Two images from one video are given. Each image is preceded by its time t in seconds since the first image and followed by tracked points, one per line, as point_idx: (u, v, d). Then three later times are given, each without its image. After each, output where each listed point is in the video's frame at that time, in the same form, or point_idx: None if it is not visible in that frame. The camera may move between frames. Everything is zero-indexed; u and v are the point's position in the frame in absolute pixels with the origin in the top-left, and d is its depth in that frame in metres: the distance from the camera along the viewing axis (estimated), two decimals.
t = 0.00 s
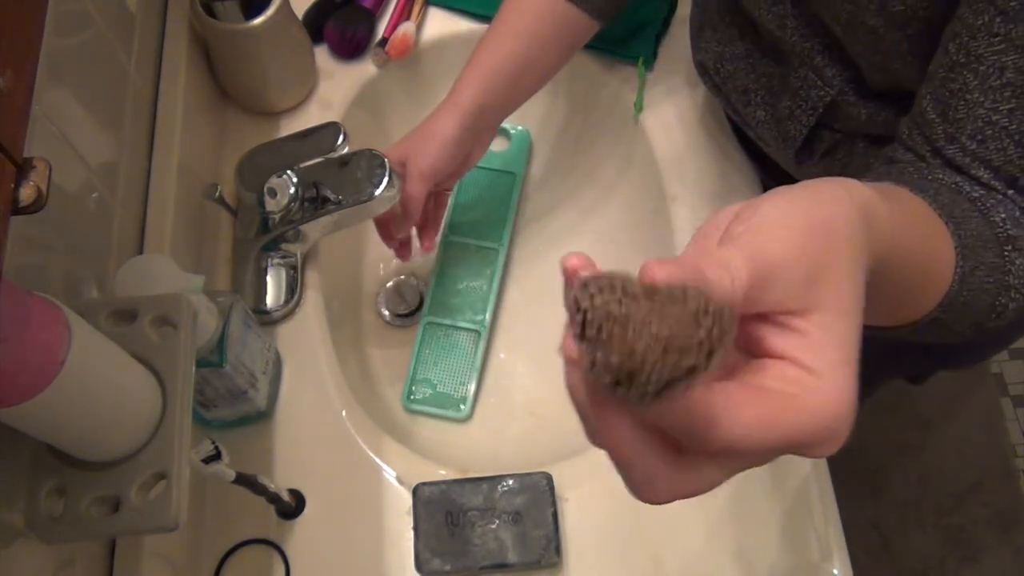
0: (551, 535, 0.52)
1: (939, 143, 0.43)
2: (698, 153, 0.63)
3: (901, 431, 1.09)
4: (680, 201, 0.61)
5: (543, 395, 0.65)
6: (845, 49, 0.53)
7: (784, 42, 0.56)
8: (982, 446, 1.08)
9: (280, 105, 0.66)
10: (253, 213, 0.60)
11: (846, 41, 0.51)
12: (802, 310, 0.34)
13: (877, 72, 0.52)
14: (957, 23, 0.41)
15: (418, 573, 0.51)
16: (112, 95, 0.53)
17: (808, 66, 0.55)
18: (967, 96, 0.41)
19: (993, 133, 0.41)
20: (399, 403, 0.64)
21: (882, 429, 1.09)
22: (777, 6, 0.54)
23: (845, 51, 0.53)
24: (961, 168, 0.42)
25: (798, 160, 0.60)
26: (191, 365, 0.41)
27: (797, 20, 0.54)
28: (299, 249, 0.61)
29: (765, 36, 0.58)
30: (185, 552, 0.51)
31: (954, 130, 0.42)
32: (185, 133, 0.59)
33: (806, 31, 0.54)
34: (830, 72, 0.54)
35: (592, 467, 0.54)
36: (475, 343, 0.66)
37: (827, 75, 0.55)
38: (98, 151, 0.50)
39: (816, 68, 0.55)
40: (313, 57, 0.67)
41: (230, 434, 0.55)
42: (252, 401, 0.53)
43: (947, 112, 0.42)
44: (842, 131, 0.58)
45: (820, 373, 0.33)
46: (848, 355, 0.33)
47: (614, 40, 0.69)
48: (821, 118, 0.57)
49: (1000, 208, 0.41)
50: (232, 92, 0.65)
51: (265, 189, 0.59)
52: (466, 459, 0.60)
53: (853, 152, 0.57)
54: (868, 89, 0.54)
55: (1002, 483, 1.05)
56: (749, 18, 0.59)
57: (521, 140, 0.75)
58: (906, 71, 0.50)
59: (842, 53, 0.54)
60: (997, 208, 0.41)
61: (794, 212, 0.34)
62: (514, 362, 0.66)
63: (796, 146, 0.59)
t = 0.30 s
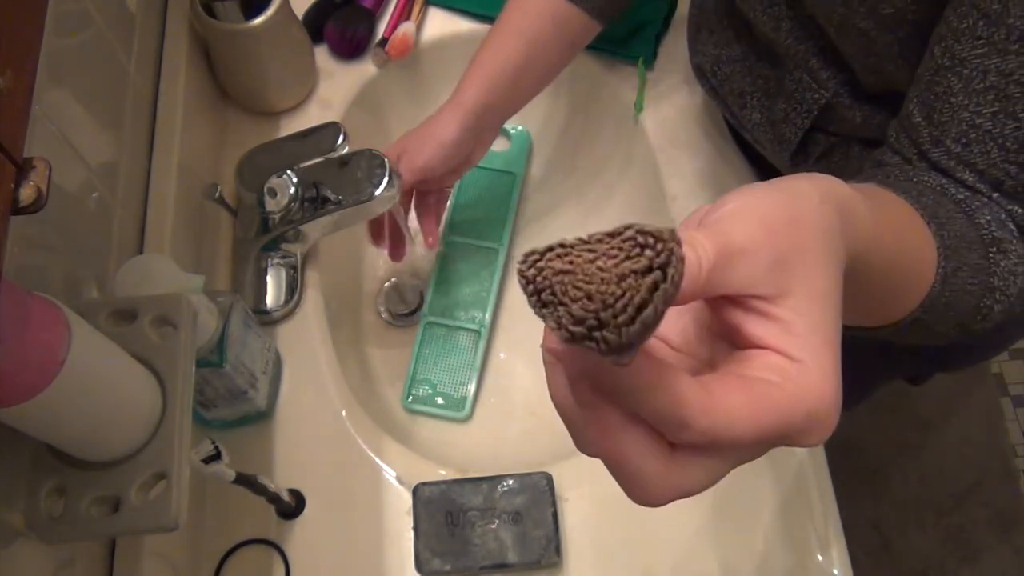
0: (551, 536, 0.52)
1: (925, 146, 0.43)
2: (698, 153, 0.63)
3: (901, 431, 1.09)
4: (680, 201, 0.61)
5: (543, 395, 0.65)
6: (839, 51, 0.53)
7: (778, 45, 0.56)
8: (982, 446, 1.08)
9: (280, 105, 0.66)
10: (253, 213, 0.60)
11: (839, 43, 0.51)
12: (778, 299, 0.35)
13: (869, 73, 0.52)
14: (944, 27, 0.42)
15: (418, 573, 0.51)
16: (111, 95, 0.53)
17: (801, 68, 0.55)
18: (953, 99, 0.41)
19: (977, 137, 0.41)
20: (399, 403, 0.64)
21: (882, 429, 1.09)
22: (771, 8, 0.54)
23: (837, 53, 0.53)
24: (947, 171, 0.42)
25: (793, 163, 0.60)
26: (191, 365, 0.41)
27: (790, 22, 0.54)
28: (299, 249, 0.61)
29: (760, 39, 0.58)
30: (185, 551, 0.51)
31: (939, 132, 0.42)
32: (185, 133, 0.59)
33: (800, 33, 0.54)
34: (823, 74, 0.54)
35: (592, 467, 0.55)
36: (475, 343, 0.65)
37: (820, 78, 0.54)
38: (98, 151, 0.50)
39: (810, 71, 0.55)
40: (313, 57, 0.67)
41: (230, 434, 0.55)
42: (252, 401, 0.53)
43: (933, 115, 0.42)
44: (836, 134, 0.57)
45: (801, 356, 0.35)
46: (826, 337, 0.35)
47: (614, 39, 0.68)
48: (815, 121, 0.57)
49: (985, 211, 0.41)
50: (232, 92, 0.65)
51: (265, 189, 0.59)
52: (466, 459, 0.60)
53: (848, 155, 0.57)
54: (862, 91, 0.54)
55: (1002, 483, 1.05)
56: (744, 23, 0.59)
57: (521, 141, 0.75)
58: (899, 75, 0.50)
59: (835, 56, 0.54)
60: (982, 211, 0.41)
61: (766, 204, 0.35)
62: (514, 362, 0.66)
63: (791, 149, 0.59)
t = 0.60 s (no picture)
0: (551, 536, 0.52)
1: (967, 142, 0.43)
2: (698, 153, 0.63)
3: (901, 431, 1.09)
4: (679, 201, 0.61)
5: (543, 395, 0.65)
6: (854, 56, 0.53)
7: (788, 52, 0.56)
8: (982, 446, 1.08)
9: (280, 105, 0.66)
10: (253, 212, 0.60)
11: (854, 48, 0.52)
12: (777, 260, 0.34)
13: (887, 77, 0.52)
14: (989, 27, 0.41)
15: (418, 573, 0.51)
16: (112, 95, 0.53)
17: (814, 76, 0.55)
18: (998, 98, 0.41)
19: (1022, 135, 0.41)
20: (398, 403, 0.63)
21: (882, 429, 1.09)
22: (783, 14, 0.54)
23: (854, 59, 0.54)
24: (987, 169, 0.42)
25: (806, 170, 0.60)
26: (191, 365, 0.41)
27: (804, 30, 0.54)
28: (299, 249, 0.61)
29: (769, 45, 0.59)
30: (185, 550, 0.51)
31: (982, 131, 0.42)
32: (185, 133, 0.59)
33: (812, 40, 0.54)
34: (835, 82, 0.55)
35: (592, 467, 0.55)
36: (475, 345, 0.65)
37: (833, 85, 0.55)
38: (98, 150, 0.51)
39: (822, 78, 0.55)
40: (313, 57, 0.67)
41: (230, 434, 0.55)
42: (252, 401, 0.53)
43: (976, 113, 0.42)
44: (849, 140, 0.58)
45: (798, 303, 0.33)
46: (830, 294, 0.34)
47: (614, 39, 0.68)
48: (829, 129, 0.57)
49: (1018, 208, 0.41)
50: (233, 93, 0.65)
51: (265, 189, 0.59)
52: (466, 459, 0.60)
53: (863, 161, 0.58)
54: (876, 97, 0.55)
55: (1001, 483, 1.05)
56: (756, 29, 0.59)
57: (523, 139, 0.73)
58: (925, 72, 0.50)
59: (851, 62, 0.54)
60: (1015, 208, 0.41)
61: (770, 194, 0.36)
62: (514, 362, 0.66)
63: (805, 156, 0.59)
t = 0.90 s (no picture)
0: (551, 536, 0.52)
1: None
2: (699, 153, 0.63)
3: (902, 431, 1.09)
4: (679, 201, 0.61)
5: (543, 395, 0.65)
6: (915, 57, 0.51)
7: (840, 53, 0.54)
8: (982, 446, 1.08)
9: (280, 105, 0.66)
10: (253, 212, 0.60)
11: (909, 46, 0.50)
12: (642, 169, 0.42)
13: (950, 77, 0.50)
14: None
15: (418, 573, 0.51)
16: (112, 95, 0.53)
17: (868, 78, 0.53)
18: None
19: None
20: (399, 403, 0.63)
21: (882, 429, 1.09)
22: (836, 17, 0.52)
23: (912, 62, 0.51)
24: None
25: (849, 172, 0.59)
26: (191, 365, 0.41)
27: (856, 33, 0.52)
28: (299, 249, 0.61)
29: (818, 45, 0.57)
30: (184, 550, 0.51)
31: None
32: (186, 133, 0.59)
33: (871, 43, 0.52)
34: (890, 87, 0.53)
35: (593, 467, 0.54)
36: (475, 345, 0.66)
37: (888, 90, 0.53)
38: (99, 150, 0.51)
39: (880, 81, 0.53)
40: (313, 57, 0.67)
41: (230, 434, 0.55)
42: (252, 401, 0.53)
43: None
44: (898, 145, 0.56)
45: (633, 165, 0.42)
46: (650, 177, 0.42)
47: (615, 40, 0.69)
48: (879, 134, 0.55)
49: None
50: (233, 93, 0.65)
51: (265, 188, 0.59)
52: (466, 459, 0.60)
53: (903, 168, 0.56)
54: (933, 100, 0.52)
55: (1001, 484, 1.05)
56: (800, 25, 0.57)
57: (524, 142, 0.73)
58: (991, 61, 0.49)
59: (907, 66, 0.52)
60: None
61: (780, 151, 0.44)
62: (514, 362, 0.67)
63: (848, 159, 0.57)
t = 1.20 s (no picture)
0: (551, 533, 0.52)
1: None
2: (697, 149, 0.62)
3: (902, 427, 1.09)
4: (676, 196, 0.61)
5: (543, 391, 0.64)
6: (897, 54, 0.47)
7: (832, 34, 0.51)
8: (983, 441, 1.08)
9: (277, 104, 0.66)
10: (251, 211, 0.60)
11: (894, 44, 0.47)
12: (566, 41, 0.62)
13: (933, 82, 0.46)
14: None
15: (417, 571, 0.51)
16: (109, 94, 0.53)
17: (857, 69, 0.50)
18: None
19: None
20: (398, 401, 0.63)
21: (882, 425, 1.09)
22: None
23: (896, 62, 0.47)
24: None
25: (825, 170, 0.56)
26: (189, 364, 0.41)
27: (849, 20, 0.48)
28: (297, 247, 0.61)
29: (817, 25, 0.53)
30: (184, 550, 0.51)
31: None
32: (183, 132, 0.59)
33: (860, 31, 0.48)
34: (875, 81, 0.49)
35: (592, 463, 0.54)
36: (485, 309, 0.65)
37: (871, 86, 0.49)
38: (96, 150, 0.51)
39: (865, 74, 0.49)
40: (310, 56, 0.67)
41: (229, 433, 0.55)
42: (250, 400, 0.53)
43: None
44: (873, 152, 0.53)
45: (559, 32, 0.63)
46: (615, 251, 0.50)
47: None
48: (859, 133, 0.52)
49: None
50: (229, 92, 0.65)
51: (262, 187, 0.59)
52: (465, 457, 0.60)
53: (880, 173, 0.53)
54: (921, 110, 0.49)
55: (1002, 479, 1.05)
56: None
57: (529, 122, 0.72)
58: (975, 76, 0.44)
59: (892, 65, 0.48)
60: None
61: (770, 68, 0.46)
62: (512, 360, 0.66)
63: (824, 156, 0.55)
